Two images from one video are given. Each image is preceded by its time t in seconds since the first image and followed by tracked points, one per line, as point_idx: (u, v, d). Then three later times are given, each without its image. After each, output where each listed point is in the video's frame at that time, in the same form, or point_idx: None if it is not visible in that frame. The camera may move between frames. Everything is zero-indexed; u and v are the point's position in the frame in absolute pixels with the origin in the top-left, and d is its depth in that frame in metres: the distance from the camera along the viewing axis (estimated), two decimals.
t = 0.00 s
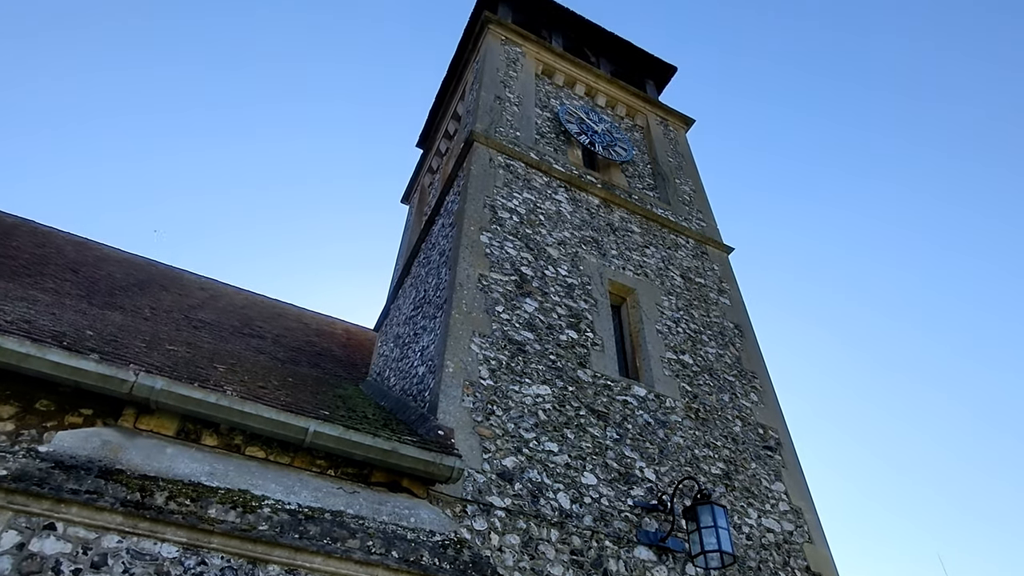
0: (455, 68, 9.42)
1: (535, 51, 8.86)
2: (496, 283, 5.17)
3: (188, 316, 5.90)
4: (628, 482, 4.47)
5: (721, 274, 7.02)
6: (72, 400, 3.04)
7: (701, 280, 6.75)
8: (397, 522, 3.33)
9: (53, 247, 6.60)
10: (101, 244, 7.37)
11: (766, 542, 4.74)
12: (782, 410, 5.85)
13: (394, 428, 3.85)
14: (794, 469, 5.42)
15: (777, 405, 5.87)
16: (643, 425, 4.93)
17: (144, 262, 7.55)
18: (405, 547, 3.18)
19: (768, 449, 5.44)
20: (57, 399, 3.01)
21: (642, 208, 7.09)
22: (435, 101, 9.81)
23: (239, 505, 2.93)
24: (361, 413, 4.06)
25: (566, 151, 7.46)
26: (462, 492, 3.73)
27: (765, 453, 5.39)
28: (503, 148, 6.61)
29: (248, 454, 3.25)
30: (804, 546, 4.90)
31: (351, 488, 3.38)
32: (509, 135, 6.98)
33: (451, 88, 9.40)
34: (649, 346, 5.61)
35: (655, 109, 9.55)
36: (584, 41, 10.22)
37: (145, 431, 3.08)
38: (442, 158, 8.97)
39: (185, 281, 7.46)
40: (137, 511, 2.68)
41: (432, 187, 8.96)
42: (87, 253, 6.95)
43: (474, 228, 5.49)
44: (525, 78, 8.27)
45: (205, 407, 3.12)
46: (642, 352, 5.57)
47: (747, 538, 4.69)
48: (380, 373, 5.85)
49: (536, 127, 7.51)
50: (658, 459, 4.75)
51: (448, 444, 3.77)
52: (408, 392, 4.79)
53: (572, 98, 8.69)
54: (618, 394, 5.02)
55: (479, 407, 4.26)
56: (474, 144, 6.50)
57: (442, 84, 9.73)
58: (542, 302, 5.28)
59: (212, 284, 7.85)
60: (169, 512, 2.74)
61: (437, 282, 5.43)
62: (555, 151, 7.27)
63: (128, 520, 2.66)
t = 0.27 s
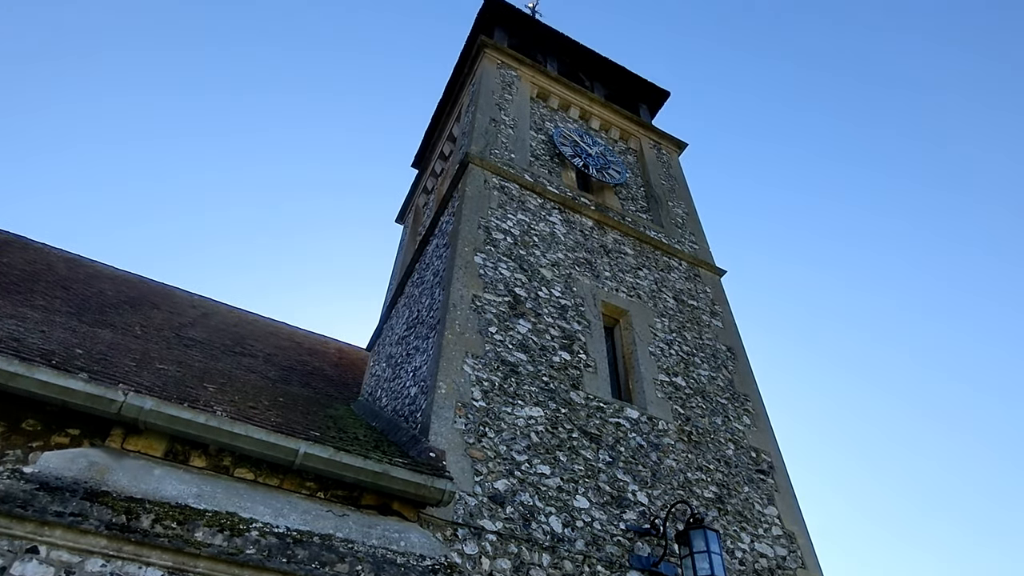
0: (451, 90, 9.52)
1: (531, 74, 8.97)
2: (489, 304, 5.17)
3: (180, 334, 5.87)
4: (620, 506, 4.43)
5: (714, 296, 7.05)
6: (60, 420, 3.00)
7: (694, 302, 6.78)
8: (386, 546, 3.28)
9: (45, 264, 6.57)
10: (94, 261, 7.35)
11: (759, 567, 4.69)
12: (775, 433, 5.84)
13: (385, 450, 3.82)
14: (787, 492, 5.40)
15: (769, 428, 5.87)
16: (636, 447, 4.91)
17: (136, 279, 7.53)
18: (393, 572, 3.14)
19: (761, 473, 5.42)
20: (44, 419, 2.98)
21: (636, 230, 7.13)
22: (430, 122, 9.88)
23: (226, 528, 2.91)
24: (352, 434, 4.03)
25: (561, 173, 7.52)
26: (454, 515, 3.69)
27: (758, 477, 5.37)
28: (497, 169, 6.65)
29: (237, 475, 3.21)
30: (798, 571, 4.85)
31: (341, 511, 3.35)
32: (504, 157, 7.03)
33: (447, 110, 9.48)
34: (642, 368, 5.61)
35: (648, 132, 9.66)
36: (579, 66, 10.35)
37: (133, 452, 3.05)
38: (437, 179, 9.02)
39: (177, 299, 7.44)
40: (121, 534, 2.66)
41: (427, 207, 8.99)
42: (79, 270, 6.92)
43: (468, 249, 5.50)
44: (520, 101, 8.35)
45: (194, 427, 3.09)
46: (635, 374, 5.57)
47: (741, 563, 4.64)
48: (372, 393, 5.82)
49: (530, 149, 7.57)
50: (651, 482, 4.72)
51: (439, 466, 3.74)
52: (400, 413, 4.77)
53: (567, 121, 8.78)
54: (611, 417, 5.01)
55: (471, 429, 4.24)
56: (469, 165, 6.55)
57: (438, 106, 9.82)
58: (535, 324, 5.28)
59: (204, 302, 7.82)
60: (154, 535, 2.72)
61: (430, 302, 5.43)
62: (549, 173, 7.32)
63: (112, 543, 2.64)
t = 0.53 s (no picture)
0: (447, 110, 9.59)
1: (526, 96, 9.05)
2: (483, 323, 5.17)
3: (170, 350, 5.83)
4: (613, 528, 4.39)
5: (707, 317, 7.06)
6: (46, 437, 2.95)
7: (687, 322, 6.79)
8: (375, 569, 3.25)
9: (35, 278, 6.53)
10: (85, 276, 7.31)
11: None
12: (768, 455, 5.83)
13: (376, 470, 3.79)
14: (780, 515, 5.37)
15: (762, 450, 5.85)
16: (629, 468, 4.88)
17: (127, 294, 7.49)
18: None
19: (755, 495, 5.39)
20: (29, 436, 2.92)
21: (629, 250, 7.16)
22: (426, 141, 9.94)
23: (213, 549, 2.89)
24: (343, 454, 4.00)
25: (555, 193, 7.56)
26: (445, 536, 3.64)
27: (751, 498, 5.34)
28: (492, 189, 6.69)
29: (226, 495, 3.17)
30: None
31: (330, 532, 3.31)
32: (498, 176, 7.07)
33: (443, 130, 9.54)
34: (635, 388, 5.60)
35: (642, 154, 9.75)
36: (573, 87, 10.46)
37: (120, 471, 3.01)
38: (431, 198, 9.05)
39: (168, 315, 7.39)
40: (106, 555, 2.64)
41: (422, 225, 9.00)
42: (71, 285, 6.88)
43: (462, 268, 5.51)
44: (515, 122, 8.42)
45: (183, 446, 3.05)
46: (628, 394, 5.56)
47: None
48: (363, 412, 5.78)
49: (525, 170, 7.62)
50: (644, 504, 4.69)
51: (431, 486, 3.70)
52: (391, 432, 4.73)
53: (561, 141, 8.85)
54: (604, 437, 4.98)
55: (463, 449, 4.20)
56: (464, 184, 6.57)
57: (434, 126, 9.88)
58: (528, 343, 5.27)
59: (195, 318, 7.77)
60: (140, 556, 2.70)
61: (423, 321, 5.42)
62: (544, 193, 7.37)
63: (97, 565, 2.62)
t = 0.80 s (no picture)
0: (442, 127, 9.65)
1: (521, 114, 9.12)
2: (477, 339, 5.15)
3: (161, 364, 5.78)
4: (607, 547, 4.34)
5: (700, 335, 7.07)
6: (31, 452, 2.91)
7: (681, 340, 6.79)
8: None
9: (25, 291, 6.47)
10: (75, 289, 7.26)
11: None
12: (762, 474, 5.80)
13: (368, 487, 3.74)
14: (775, 534, 5.33)
15: (756, 469, 5.83)
16: (622, 487, 4.85)
17: (118, 308, 7.43)
18: None
19: (749, 514, 5.36)
20: (14, 450, 2.89)
21: (623, 268, 7.18)
22: (422, 158, 9.97)
23: (200, 567, 2.84)
24: (334, 470, 3.95)
25: (550, 210, 7.59)
26: (436, 555, 3.59)
27: (745, 518, 5.31)
28: (487, 205, 6.70)
29: (214, 512, 3.11)
30: None
31: (320, 550, 3.26)
32: (494, 193, 7.10)
33: (439, 147, 9.59)
34: (629, 406, 5.58)
35: (636, 172, 9.81)
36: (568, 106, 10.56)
37: (106, 487, 2.96)
38: (426, 214, 9.07)
39: (159, 329, 7.34)
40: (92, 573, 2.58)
41: (417, 241, 9.00)
42: (61, 298, 6.82)
43: (457, 284, 5.50)
44: (511, 139, 8.47)
45: (172, 462, 3.01)
46: (622, 412, 5.53)
47: None
48: (355, 428, 5.73)
49: (520, 186, 7.65)
50: (638, 523, 4.65)
51: (423, 504, 3.66)
52: (383, 449, 4.69)
53: (556, 159, 8.90)
54: (598, 455, 4.95)
55: (456, 466, 4.16)
56: (460, 201, 6.59)
57: (430, 143, 9.92)
58: (522, 359, 5.25)
59: (187, 332, 7.72)
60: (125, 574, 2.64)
61: (417, 336, 5.40)
62: (539, 210, 7.39)
63: None
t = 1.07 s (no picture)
0: (438, 139, 9.68)
1: (517, 126, 9.16)
2: (470, 350, 5.12)
3: (150, 374, 5.72)
4: (599, 561, 4.30)
5: (694, 348, 7.06)
6: (15, 460, 2.87)
7: (675, 353, 6.78)
8: None
9: (14, 298, 6.42)
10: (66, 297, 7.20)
11: None
12: (755, 488, 5.77)
13: (358, 499, 3.70)
14: (768, 550, 5.30)
15: (749, 483, 5.80)
16: (615, 500, 4.81)
17: (109, 317, 7.37)
18: None
19: (742, 529, 5.32)
20: None
21: (617, 281, 7.18)
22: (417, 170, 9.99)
23: None
24: (324, 481, 3.91)
25: (544, 222, 7.60)
26: (427, 568, 3.55)
27: (738, 533, 5.27)
28: (482, 217, 6.71)
29: (201, 522, 3.07)
30: None
31: (308, 563, 3.21)
32: (488, 204, 7.10)
33: (434, 158, 9.61)
34: (622, 419, 5.55)
35: (630, 185, 9.85)
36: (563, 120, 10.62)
37: (91, 496, 2.91)
38: (421, 225, 9.08)
39: (150, 338, 7.28)
40: None
41: (411, 252, 8.99)
42: (50, 306, 6.75)
43: (451, 294, 5.48)
44: (506, 152, 8.50)
45: (159, 471, 2.97)
46: (615, 425, 5.51)
47: None
48: (346, 439, 5.69)
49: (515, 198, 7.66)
50: (630, 537, 4.61)
51: (414, 516, 3.62)
52: (374, 460, 4.65)
53: (551, 172, 8.93)
54: (591, 468, 4.92)
55: (447, 478, 4.12)
56: (454, 212, 6.59)
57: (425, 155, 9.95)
58: (515, 371, 5.23)
59: (178, 342, 7.66)
60: None
61: (410, 347, 5.37)
62: (533, 222, 7.40)
63: None
